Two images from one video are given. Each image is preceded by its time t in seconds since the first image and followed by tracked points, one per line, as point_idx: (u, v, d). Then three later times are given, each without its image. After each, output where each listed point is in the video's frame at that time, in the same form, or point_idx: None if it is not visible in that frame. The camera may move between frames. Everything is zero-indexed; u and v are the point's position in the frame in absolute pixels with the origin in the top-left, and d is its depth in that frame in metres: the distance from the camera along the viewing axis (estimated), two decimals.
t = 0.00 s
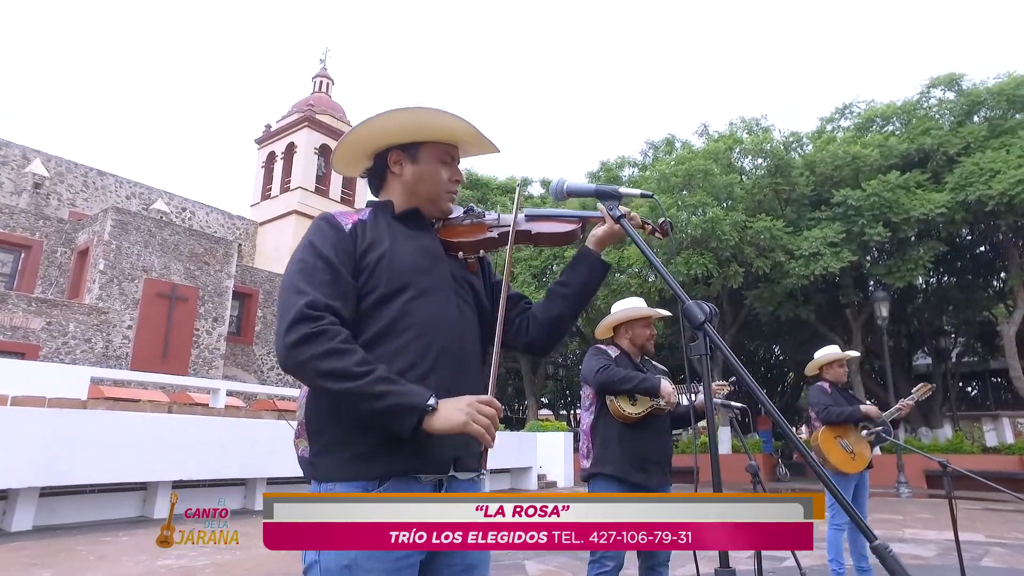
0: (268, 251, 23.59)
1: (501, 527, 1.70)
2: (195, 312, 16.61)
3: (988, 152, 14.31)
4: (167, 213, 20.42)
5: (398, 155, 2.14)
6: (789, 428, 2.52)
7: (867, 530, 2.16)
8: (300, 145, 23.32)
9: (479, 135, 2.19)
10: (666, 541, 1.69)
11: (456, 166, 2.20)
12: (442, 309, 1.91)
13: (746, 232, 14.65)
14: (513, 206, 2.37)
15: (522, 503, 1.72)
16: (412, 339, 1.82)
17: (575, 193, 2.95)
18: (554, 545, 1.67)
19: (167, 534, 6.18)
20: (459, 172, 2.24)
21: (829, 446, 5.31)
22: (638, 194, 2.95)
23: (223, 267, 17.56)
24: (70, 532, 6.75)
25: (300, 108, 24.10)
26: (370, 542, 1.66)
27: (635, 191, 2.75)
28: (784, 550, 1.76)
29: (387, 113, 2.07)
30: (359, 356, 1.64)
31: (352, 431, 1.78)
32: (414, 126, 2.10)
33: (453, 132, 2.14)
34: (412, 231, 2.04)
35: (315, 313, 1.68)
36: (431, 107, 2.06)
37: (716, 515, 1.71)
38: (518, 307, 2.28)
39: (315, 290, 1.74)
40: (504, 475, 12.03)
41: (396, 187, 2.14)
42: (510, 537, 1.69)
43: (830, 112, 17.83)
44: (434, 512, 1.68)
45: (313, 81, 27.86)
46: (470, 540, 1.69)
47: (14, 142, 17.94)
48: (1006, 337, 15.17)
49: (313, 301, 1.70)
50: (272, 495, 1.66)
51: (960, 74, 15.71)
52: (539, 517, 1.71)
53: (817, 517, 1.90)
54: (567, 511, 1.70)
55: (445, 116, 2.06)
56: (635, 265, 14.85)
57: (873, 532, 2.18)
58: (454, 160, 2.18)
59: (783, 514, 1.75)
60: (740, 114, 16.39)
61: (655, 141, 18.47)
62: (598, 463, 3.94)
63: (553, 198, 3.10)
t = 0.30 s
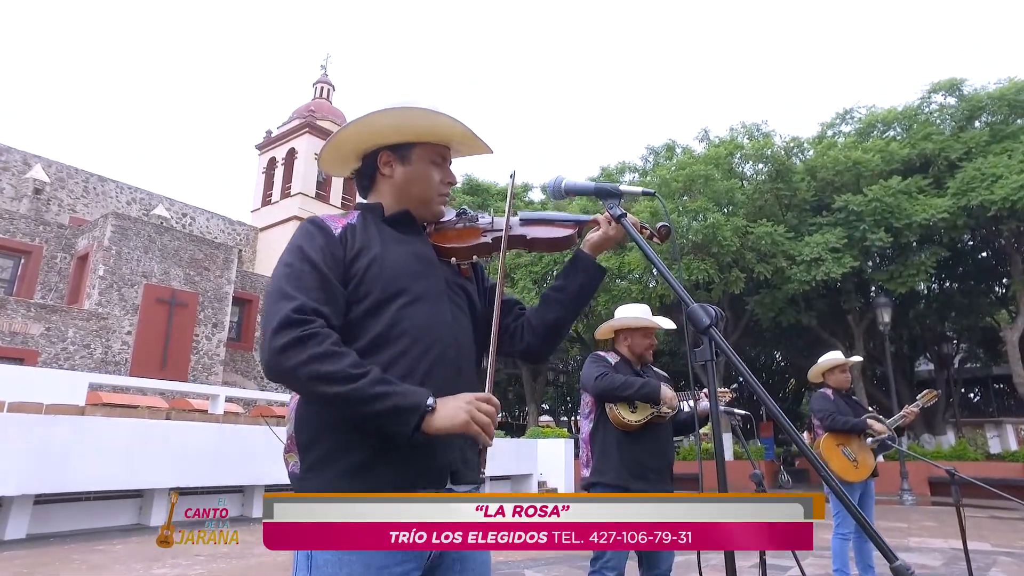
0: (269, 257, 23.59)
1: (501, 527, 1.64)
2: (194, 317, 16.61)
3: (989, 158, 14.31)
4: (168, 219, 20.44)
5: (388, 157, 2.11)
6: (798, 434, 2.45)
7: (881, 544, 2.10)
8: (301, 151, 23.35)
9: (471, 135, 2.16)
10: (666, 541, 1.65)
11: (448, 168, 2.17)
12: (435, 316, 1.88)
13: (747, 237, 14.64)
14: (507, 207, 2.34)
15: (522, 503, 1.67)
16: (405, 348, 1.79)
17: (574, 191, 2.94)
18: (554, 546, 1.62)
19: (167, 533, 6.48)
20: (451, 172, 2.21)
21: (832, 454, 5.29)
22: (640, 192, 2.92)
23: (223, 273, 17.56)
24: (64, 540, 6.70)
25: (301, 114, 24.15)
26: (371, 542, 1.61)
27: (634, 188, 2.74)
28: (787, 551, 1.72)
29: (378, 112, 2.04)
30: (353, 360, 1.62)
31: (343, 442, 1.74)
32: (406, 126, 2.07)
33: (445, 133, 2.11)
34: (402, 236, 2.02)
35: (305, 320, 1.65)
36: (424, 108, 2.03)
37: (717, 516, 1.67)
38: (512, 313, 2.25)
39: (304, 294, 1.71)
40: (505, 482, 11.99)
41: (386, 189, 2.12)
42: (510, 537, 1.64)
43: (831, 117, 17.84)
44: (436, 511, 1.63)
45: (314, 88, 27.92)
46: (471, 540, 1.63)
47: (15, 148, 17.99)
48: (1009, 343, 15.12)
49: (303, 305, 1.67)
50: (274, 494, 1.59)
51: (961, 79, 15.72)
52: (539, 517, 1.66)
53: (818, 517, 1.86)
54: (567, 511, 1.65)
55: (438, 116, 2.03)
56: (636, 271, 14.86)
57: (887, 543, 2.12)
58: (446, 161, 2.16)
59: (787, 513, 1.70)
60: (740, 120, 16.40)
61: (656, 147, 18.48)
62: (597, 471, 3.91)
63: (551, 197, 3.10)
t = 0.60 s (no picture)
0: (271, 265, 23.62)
1: (501, 527, 1.62)
2: (196, 325, 16.60)
3: (992, 165, 14.28)
4: (170, 226, 20.50)
5: (374, 158, 2.11)
6: (800, 442, 2.43)
7: (885, 554, 2.07)
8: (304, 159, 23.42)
9: (457, 131, 2.14)
10: (666, 541, 1.63)
11: (436, 166, 2.16)
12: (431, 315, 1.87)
13: (749, 245, 14.63)
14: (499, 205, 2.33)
15: (522, 503, 1.65)
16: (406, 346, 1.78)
17: (570, 194, 2.93)
18: (554, 546, 1.60)
19: (167, 533, 7.08)
20: (440, 170, 2.20)
21: (836, 463, 5.25)
22: (637, 194, 2.91)
23: (225, 281, 17.58)
24: (61, 550, 6.67)
25: (303, 122, 24.23)
26: (371, 542, 1.58)
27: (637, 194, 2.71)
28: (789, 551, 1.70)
29: (362, 112, 2.04)
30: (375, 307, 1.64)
31: (348, 437, 1.68)
32: (392, 124, 2.07)
33: (431, 130, 2.10)
34: (393, 238, 2.00)
35: (317, 300, 1.64)
36: (407, 105, 2.02)
37: (719, 515, 1.65)
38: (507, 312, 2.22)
39: (308, 282, 1.70)
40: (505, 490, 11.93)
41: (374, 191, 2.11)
42: (510, 537, 1.62)
43: (833, 124, 17.85)
44: (435, 510, 1.61)
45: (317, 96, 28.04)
46: (470, 540, 1.61)
47: (18, 156, 18.07)
48: (1013, 350, 15.04)
49: (315, 289, 1.66)
50: (272, 493, 1.59)
51: (962, 86, 15.73)
52: (539, 517, 1.63)
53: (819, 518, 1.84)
54: (567, 511, 1.63)
55: (421, 112, 2.03)
56: (637, 279, 14.85)
57: (891, 553, 2.09)
58: (434, 159, 2.14)
59: (787, 513, 1.69)
60: (742, 127, 16.43)
61: (657, 154, 18.50)
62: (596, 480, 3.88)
63: (546, 199, 3.08)
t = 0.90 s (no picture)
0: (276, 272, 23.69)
1: (501, 527, 1.59)
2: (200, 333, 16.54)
3: (997, 170, 14.23)
4: (175, 234, 20.61)
5: (371, 164, 2.12)
6: (803, 451, 2.40)
7: (888, 563, 2.06)
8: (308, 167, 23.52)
9: (455, 136, 2.14)
10: (666, 541, 1.61)
11: (433, 172, 2.16)
12: (419, 326, 1.85)
13: (753, 251, 14.60)
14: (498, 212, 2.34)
15: (522, 503, 1.62)
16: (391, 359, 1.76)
17: (568, 198, 2.92)
18: (554, 546, 1.57)
19: (167, 533, 7.70)
20: (439, 177, 2.20)
21: (843, 471, 5.21)
22: (637, 197, 2.89)
23: (229, 288, 17.64)
24: (62, 559, 6.65)
25: (308, 130, 24.35)
26: (371, 542, 1.57)
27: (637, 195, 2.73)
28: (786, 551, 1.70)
29: (360, 115, 2.05)
30: (341, 349, 1.60)
31: (328, 452, 1.66)
32: (390, 129, 2.07)
33: (429, 135, 2.11)
34: (387, 244, 1.99)
35: (286, 323, 1.62)
36: (405, 110, 2.03)
37: (719, 515, 1.65)
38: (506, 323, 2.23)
39: (285, 300, 1.68)
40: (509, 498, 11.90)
41: (371, 197, 2.12)
42: (510, 537, 1.59)
43: (837, 131, 17.83)
44: (434, 510, 1.59)
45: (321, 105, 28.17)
46: (470, 540, 1.58)
47: (26, 165, 18.22)
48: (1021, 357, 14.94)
49: (281, 310, 1.64)
50: (272, 495, 1.58)
51: (967, 92, 15.72)
52: (540, 517, 1.61)
53: (817, 517, 1.84)
54: (567, 511, 1.60)
55: (417, 118, 2.03)
56: (641, 286, 14.83)
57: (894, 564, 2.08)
58: (432, 165, 2.14)
59: (783, 512, 1.69)
60: (745, 134, 16.45)
61: (661, 161, 18.52)
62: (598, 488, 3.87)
63: (544, 203, 3.08)
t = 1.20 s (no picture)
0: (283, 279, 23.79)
1: (501, 527, 1.57)
2: (207, 339, 16.68)
3: (1006, 174, 14.12)
4: (183, 241, 20.74)
5: (368, 168, 2.12)
6: (807, 457, 2.37)
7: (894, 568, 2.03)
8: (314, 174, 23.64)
9: (454, 141, 2.13)
10: (666, 541, 1.59)
11: (432, 176, 2.16)
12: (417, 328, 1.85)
13: (759, 257, 14.55)
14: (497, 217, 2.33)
15: (522, 503, 1.61)
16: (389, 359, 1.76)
17: (564, 198, 2.92)
18: (554, 546, 1.55)
19: (167, 533, 7.76)
20: (437, 181, 2.20)
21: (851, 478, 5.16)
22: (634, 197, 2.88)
23: (236, 295, 17.73)
24: (67, 565, 6.66)
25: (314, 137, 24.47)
26: (370, 542, 1.55)
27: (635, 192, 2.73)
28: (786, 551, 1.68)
29: (358, 118, 2.05)
30: (348, 343, 1.60)
31: (327, 455, 1.65)
32: (388, 133, 2.07)
33: (428, 140, 2.11)
34: (384, 248, 1.99)
35: (294, 322, 1.62)
36: (404, 114, 2.02)
37: (719, 515, 1.63)
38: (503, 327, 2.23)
39: (283, 300, 1.69)
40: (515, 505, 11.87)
41: (368, 201, 2.12)
42: (510, 538, 1.57)
43: (843, 135, 17.76)
44: (434, 510, 1.57)
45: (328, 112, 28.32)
46: (470, 541, 1.56)
47: (36, 173, 18.42)
48: None
49: (293, 311, 1.65)
50: (273, 494, 1.57)
51: (974, 95, 15.66)
52: (539, 518, 1.59)
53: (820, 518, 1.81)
54: (566, 511, 1.58)
55: (416, 123, 2.03)
56: (647, 292, 14.82)
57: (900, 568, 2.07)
58: (431, 170, 2.15)
59: (785, 511, 1.67)
60: (751, 139, 16.42)
61: (667, 167, 18.52)
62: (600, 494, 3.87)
63: (542, 204, 3.08)
